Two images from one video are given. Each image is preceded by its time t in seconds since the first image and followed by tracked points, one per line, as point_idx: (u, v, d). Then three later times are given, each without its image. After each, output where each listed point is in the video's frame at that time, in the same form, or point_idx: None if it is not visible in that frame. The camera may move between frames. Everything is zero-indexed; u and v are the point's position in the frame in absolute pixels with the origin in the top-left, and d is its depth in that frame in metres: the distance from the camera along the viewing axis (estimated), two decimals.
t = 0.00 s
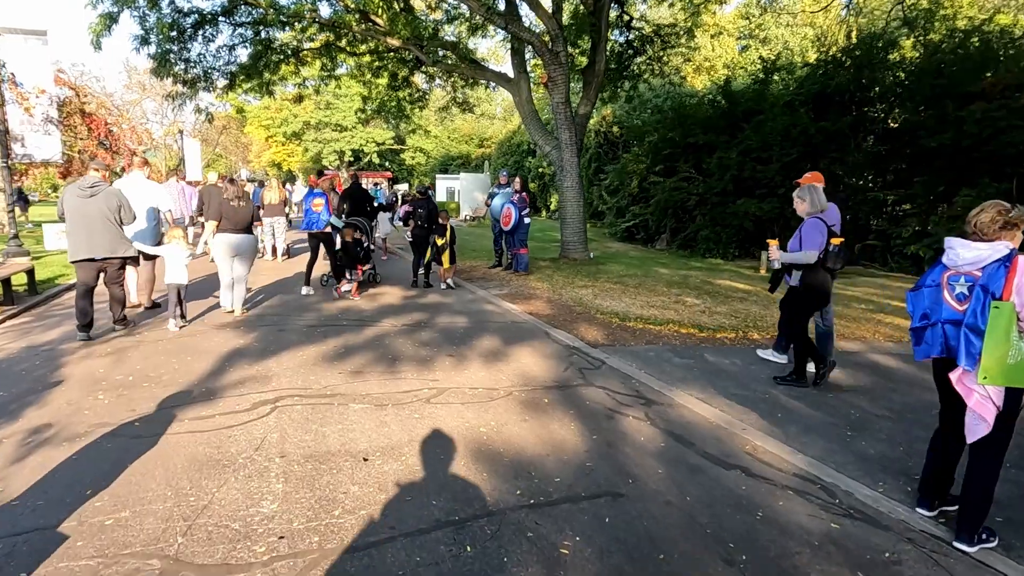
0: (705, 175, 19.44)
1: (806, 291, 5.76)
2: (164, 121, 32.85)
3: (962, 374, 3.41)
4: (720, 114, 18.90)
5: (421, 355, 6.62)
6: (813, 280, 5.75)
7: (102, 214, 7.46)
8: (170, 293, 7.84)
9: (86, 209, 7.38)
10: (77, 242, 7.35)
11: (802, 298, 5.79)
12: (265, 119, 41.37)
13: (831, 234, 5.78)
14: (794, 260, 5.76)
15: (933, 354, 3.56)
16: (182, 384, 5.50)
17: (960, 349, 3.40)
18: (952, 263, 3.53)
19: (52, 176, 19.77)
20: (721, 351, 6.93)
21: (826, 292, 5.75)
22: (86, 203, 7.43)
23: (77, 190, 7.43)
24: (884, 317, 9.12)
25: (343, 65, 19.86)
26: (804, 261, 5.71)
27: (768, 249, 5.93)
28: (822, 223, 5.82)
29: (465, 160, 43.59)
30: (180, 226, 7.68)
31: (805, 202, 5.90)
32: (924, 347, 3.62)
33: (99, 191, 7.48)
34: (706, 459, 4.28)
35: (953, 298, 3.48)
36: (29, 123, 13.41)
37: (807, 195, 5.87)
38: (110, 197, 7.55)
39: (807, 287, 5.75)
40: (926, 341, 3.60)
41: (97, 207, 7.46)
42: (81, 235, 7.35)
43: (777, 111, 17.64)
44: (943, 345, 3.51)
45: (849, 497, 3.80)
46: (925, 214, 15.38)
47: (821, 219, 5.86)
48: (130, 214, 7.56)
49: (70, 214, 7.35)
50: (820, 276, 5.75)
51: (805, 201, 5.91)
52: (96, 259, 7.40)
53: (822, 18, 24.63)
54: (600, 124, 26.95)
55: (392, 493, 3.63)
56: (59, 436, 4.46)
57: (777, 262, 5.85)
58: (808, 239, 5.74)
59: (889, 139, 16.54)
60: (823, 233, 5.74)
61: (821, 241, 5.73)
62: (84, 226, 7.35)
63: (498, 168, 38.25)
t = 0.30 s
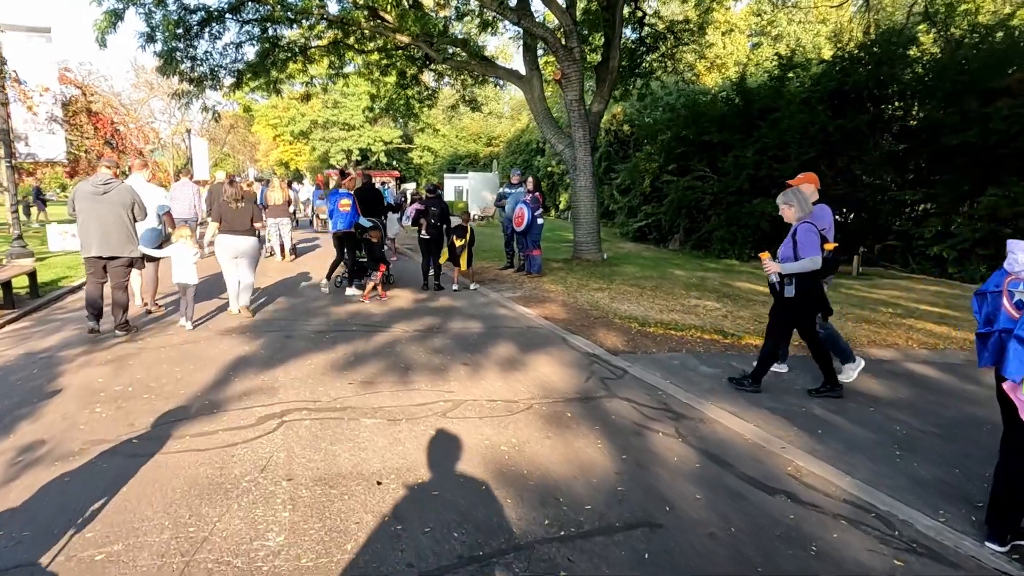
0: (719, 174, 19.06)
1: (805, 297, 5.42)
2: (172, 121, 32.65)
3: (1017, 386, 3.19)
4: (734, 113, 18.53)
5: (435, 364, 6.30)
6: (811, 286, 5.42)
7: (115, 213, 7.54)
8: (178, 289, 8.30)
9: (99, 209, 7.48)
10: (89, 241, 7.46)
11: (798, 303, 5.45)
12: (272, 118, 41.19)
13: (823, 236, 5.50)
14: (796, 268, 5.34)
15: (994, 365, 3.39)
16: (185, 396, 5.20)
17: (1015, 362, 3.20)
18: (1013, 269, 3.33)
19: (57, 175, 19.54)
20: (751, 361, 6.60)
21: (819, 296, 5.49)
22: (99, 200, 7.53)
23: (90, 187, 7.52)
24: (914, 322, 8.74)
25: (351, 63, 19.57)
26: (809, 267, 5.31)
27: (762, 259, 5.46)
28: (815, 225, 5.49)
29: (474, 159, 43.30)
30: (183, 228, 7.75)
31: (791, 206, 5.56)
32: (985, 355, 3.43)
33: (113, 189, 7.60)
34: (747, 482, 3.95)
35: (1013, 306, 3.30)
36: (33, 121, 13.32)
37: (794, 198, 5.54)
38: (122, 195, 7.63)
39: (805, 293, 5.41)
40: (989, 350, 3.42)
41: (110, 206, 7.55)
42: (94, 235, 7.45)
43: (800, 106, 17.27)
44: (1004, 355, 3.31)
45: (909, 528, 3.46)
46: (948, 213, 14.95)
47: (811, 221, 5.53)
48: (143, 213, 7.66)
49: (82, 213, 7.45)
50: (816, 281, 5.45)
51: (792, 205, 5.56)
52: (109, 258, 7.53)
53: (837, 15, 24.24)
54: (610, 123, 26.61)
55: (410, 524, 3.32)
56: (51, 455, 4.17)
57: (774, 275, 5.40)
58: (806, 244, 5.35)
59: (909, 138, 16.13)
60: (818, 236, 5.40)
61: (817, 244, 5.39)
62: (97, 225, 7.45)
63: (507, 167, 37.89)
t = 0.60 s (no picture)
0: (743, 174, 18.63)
1: (803, 298, 5.26)
2: (189, 121, 32.66)
3: None
4: (759, 111, 17.87)
5: (460, 373, 6.02)
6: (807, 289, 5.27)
7: (131, 215, 7.35)
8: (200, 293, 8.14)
9: (114, 210, 7.30)
10: (106, 244, 7.27)
11: (796, 303, 5.28)
12: (289, 119, 41.16)
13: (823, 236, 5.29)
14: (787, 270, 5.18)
15: None
16: (200, 408, 4.96)
17: None
18: None
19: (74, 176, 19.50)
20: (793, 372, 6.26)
21: (817, 298, 5.31)
22: (114, 204, 7.35)
23: (104, 191, 7.35)
24: (959, 329, 8.33)
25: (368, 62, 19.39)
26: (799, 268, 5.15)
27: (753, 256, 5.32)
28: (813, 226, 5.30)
29: (490, 159, 43.04)
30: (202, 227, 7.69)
31: (790, 205, 5.39)
32: None
33: (127, 192, 7.41)
34: (805, 510, 3.63)
35: None
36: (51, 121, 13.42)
37: (792, 197, 5.38)
38: (138, 197, 7.44)
39: (802, 294, 5.26)
40: None
41: (125, 208, 7.37)
42: (111, 239, 7.26)
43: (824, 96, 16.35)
44: None
45: (996, 567, 3.12)
46: (984, 214, 14.51)
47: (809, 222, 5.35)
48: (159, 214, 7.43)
49: (98, 217, 7.28)
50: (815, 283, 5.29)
51: (791, 204, 5.39)
52: (126, 261, 7.28)
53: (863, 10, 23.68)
54: (629, 122, 26.22)
55: (444, 559, 3.03)
56: (59, 472, 3.91)
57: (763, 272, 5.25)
58: (800, 246, 5.19)
59: (942, 136, 15.64)
60: (815, 237, 5.22)
61: (812, 245, 5.21)
62: (112, 228, 7.26)
63: (524, 167, 37.61)
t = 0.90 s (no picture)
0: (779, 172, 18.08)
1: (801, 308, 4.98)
2: (220, 121, 32.88)
3: None
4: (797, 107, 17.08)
5: (492, 380, 5.74)
6: (805, 295, 4.97)
7: (154, 213, 7.28)
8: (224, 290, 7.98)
9: (137, 209, 7.23)
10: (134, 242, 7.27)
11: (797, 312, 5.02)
12: (317, 118, 41.32)
13: (827, 241, 4.97)
14: (782, 271, 4.94)
15: None
16: (223, 418, 4.73)
17: None
18: None
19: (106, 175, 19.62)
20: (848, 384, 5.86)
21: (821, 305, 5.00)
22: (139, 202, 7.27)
23: (129, 190, 7.27)
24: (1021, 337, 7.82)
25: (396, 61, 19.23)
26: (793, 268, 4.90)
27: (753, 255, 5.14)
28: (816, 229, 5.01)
29: (516, 158, 42.77)
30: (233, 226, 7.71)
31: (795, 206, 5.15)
32: None
33: (150, 190, 7.30)
34: (880, 546, 3.26)
35: None
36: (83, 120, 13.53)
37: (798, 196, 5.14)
38: (161, 193, 7.32)
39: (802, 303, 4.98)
40: None
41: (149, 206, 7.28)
42: (138, 236, 7.25)
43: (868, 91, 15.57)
44: None
45: None
46: None
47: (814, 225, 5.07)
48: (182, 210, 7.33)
49: (124, 215, 7.24)
50: (815, 288, 4.98)
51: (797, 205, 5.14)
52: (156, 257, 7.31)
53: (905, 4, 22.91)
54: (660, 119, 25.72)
55: None
56: (72, 487, 3.70)
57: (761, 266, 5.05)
58: (798, 248, 4.93)
59: (990, 133, 14.95)
60: (815, 240, 4.94)
61: (813, 247, 4.94)
62: (139, 226, 7.23)
63: (551, 167, 37.26)
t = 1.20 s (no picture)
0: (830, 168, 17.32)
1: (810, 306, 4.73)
2: (261, 118, 33.22)
3: None
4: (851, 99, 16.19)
5: (534, 388, 5.41)
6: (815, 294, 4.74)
7: (192, 210, 7.18)
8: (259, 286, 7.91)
9: (176, 206, 7.14)
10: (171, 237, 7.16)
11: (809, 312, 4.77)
12: (356, 115, 41.50)
13: (845, 236, 4.69)
14: (799, 271, 4.65)
15: None
16: (252, 426, 4.51)
17: None
18: None
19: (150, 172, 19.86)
20: (924, 400, 5.37)
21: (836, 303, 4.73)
22: (179, 198, 7.17)
23: (168, 186, 7.19)
24: None
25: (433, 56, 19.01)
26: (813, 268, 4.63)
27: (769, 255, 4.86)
28: (832, 223, 4.75)
29: (553, 154, 42.36)
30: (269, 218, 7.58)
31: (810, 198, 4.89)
32: None
33: (190, 185, 7.21)
34: None
35: None
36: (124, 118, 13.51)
37: (814, 190, 4.89)
38: (200, 190, 7.22)
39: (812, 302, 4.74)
40: None
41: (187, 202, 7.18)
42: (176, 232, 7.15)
43: (930, 81, 14.73)
44: None
45: None
46: None
47: (831, 218, 4.80)
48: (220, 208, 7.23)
49: (162, 210, 7.14)
50: (829, 289, 4.71)
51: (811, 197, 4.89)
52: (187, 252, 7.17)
53: None
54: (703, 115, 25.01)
55: None
56: (91, 500, 3.48)
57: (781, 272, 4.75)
58: (815, 245, 4.66)
59: None
60: (829, 235, 4.67)
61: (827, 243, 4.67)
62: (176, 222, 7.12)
63: (589, 163, 36.75)
